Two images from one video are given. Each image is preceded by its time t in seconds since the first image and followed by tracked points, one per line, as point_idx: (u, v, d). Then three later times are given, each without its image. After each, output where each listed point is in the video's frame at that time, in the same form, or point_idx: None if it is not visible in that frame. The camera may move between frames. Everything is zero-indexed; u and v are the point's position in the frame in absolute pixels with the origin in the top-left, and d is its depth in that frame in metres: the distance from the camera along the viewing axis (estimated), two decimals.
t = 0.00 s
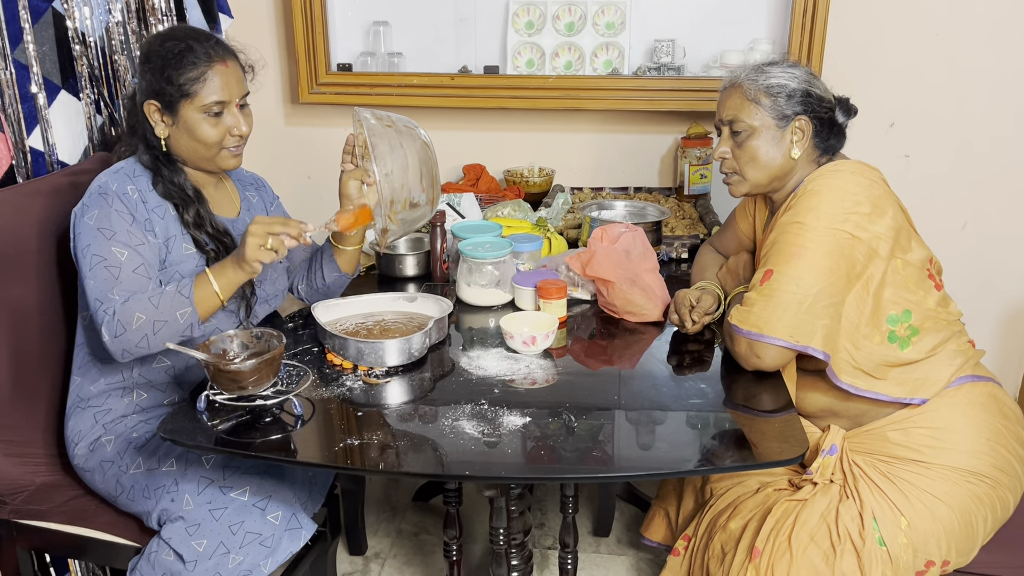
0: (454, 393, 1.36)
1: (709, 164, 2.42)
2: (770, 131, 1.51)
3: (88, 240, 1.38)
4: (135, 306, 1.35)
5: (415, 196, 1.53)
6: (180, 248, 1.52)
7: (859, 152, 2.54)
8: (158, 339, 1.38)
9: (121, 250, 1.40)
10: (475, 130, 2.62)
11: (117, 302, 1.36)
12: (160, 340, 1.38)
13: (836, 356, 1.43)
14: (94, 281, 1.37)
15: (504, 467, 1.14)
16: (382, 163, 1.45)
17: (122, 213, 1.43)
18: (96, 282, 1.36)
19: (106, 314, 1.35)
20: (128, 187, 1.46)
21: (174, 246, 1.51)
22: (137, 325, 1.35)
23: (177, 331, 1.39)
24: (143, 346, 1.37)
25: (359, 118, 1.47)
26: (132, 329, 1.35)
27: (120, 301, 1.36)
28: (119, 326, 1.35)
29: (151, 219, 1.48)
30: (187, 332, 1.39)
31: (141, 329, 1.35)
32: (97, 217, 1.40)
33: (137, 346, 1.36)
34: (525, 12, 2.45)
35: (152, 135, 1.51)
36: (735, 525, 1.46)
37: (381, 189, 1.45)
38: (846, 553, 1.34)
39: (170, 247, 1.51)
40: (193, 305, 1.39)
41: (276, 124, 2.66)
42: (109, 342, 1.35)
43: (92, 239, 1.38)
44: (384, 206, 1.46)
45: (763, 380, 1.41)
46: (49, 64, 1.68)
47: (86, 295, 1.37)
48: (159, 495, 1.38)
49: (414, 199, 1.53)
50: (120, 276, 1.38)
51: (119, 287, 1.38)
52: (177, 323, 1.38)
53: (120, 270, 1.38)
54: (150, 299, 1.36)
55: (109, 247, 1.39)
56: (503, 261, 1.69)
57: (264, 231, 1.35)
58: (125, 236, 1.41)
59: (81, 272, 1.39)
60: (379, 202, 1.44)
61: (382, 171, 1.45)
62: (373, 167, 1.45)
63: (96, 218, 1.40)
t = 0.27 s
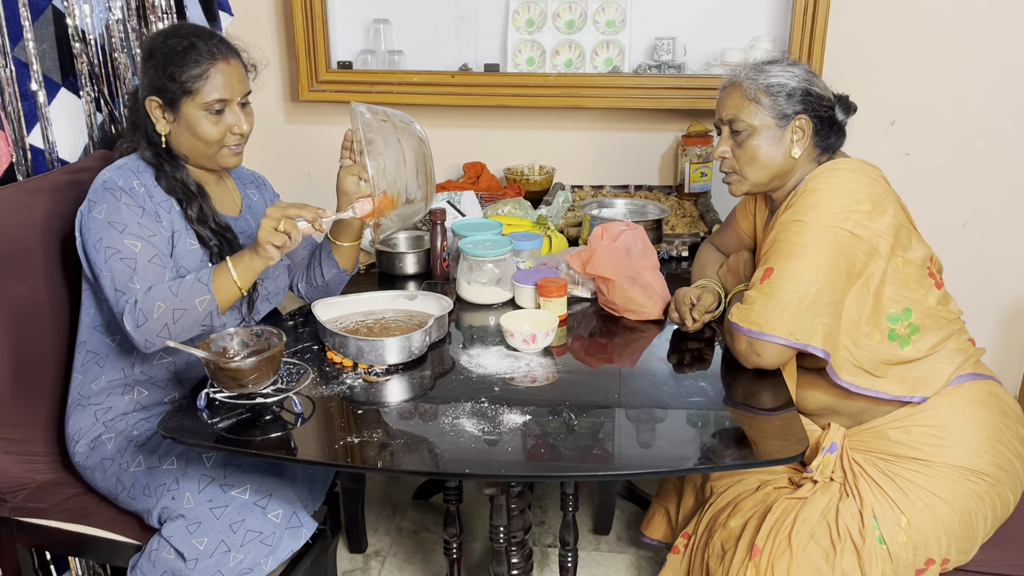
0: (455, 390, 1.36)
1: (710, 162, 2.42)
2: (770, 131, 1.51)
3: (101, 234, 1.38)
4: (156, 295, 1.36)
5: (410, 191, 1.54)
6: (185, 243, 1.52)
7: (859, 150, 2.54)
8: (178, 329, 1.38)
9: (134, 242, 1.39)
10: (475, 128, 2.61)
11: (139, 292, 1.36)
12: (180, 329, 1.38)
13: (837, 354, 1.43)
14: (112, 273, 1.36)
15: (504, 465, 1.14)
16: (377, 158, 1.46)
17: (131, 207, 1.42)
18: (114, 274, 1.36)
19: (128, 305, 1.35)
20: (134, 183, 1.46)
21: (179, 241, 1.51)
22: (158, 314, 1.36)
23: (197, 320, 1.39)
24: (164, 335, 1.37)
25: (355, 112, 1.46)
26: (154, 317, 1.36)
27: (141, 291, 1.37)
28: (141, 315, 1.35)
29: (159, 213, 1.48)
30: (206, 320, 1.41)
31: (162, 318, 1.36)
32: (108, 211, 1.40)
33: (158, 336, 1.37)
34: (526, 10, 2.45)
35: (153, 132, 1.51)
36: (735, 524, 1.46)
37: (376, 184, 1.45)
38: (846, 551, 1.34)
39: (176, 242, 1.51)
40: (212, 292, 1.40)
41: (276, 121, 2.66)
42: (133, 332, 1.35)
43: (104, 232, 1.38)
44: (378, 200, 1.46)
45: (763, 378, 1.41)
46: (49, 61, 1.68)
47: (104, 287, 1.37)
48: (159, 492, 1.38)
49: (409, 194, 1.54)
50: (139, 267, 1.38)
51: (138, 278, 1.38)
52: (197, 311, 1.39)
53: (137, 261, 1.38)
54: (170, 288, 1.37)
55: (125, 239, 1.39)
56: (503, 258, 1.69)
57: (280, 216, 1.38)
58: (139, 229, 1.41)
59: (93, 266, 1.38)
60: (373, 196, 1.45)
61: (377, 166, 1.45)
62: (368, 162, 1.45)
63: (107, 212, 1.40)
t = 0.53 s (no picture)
0: (455, 389, 1.36)
1: (711, 161, 2.42)
2: (770, 130, 1.51)
3: (100, 234, 1.38)
4: (155, 299, 1.36)
5: (416, 188, 1.53)
6: (185, 242, 1.52)
7: (860, 149, 2.53)
8: (176, 332, 1.39)
9: (133, 243, 1.40)
10: (476, 126, 2.61)
11: (137, 295, 1.36)
12: (179, 333, 1.39)
13: (838, 352, 1.43)
14: (109, 274, 1.36)
15: (504, 463, 1.14)
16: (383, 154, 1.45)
17: (131, 206, 1.43)
18: (111, 275, 1.36)
19: (127, 307, 1.35)
20: (134, 182, 1.46)
21: (180, 240, 1.51)
22: (157, 318, 1.36)
23: (196, 325, 1.40)
24: (163, 338, 1.37)
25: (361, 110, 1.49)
26: (153, 321, 1.36)
27: (139, 294, 1.37)
28: (139, 318, 1.35)
29: (159, 212, 1.48)
30: (206, 326, 1.41)
31: (161, 322, 1.36)
32: (108, 211, 1.40)
33: (156, 339, 1.37)
34: (526, 8, 2.44)
35: (155, 129, 1.51)
36: (735, 522, 1.46)
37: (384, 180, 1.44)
38: (846, 549, 1.34)
39: (177, 241, 1.51)
40: (213, 299, 1.40)
41: (277, 120, 2.66)
42: (130, 334, 1.36)
43: (103, 231, 1.38)
44: (384, 197, 1.45)
45: (764, 376, 1.41)
46: (49, 59, 1.67)
47: (101, 288, 1.37)
48: (159, 491, 1.38)
49: (415, 191, 1.53)
50: (137, 269, 1.38)
51: (136, 280, 1.38)
52: (197, 317, 1.39)
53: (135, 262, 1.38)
54: (170, 293, 1.37)
55: (123, 239, 1.39)
56: (503, 257, 1.69)
57: (292, 236, 1.37)
58: (138, 229, 1.41)
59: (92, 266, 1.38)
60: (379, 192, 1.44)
61: (384, 163, 1.45)
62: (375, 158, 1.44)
63: (107, 211, 1.40)
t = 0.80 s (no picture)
0: (457, 388, 1.36)
1: (712, 159, 2.41)
2: (770, 130, 1.50)
3: (94, 235, 1.38)
4: (150, 305, 1.36)
5: (421, 189, 1.54)
6: (183, 242, 1.52)
7: (862, 147, 2.53)
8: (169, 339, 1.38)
9: (127, 245, 1.40)
10: (477, 125, 2.61)
11: (129, 299, 1.36)
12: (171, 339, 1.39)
13: (839, 351, 1.43)
14: (101, 276, 1.36)
15: (505, 462, 1.14)
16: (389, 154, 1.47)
17: (127, 207, 1.43)
18: (103, 278, 1.36)
19: (119, 311, 1.35)
20: (132, 182, 1.46)
21: (177, 240, 1.51)
22: (150, 324, 1.36)
23: (189, 333, 1.40)
24: (155, 343, 1.37)
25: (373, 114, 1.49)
26: (146, 327, 1.36)
27: (133, 298, 1.36)
28: (132, 323, 1.35)
29: (156, 213, 1.48)
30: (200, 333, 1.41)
31: (155, 328, 1.36)
32: (104, 212, 1.40)
33: (148, 344, 1.37)
34: (527, 7, 2.44)
35: (154, 129, 1.51)
36: (737, 521, 1.46)
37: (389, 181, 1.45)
38: (848, 548, 1.34)
39: (174, 241, 1.51)
40: (209, 306, 1.40)
41: (278, 119, 2.66)
42: (121, 338, 1.35)
43: (98, 232, 1.38)
44: (389, 197, 1.46)
45: (766, 375, 1.41)
46: (50, 58, 1.67)
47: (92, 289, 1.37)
48: (161, 489, 1.38)
49: (420, 192, 1.54)
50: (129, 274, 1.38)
51: (129, 284, 1.38)
52: (192, 325, 1.39)
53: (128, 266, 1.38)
54: (165, 299, 1.37)
55: (117, 242, 1.39)
56: (505, 256, 1.69)
57: (290, 246, 1.37)
58: (132, 230, 1.41)
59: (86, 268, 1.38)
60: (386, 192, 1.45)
61: (390, 164, 1.46)
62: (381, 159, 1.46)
63: (103, 212, 1.40)
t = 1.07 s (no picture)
0: (458, 388, 1.36)
1: (713, 159, 2.41)
2: (773, 131, 1.50)
3: (88, 238, 1.38)
4: (141, 310, 1.36)
5: (426, 191, 1.53)
6: (182, 245, 1.51)
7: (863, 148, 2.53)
8: (160, 344, 1.38)
9: (122, 248, 1.40)
10: (478, 126, 2.61)
11: (119, 304, 1.36)
12: (162, 344, 1.38)
13: (841, 351, 1.43)
14: (95, 280, 1.37)
15: (507, 463, 1.14)
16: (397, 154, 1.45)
17: (125, 211, 1.43)
18: (97, 281, 1.37)
19: (110, 315, 1.35)
20: (132, 184, 1.46)
21: (177, 243, 1.51)
22: (140, 329, 1.36)
23: (180, 338, 1.39)
24: (146, 348, 1.37)
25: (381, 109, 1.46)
26: (136, 332, 1.36)
27: (125, 302, 1.36)
28: (123, 327, 1.35)
29: (155, 216, 1.48)
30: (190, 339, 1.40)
31: (145, 333, 1.36)
32: (100, 215, 1.40)
33: (139, 349, 1.37)
34: (529, 7, 2.44)
35: (155, 132, 1.51)
36: (738, 521, 1.46)
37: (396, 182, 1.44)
38: (849, 548, 1.34)
39: (173, 244, 1.51)
40: (200, 313, 1.40)
41: (279, 119, 2.66)
42: (111, 342, 1.35)
43: (93, 235, 1.38)
44: (395, 198, 1.46)
45: (767, 376, 1.41)
46: (52, 59, 1.68)
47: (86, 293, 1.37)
48: (162, 490, 1.38)
49: (425, 194, 1.53)
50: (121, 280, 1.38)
51: (121, 288, 1.38)
52: (182, 331, 1.38)
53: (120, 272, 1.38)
54: (157, 304, 1.37)
55: (111, 246, 1.39)
56: (506, 256, 1.69)
57: (276, 247, 1.38)
58: (126, 233, 1.41)
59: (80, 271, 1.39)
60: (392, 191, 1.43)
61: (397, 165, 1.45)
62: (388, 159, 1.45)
63: (99, 216, 1.40)
